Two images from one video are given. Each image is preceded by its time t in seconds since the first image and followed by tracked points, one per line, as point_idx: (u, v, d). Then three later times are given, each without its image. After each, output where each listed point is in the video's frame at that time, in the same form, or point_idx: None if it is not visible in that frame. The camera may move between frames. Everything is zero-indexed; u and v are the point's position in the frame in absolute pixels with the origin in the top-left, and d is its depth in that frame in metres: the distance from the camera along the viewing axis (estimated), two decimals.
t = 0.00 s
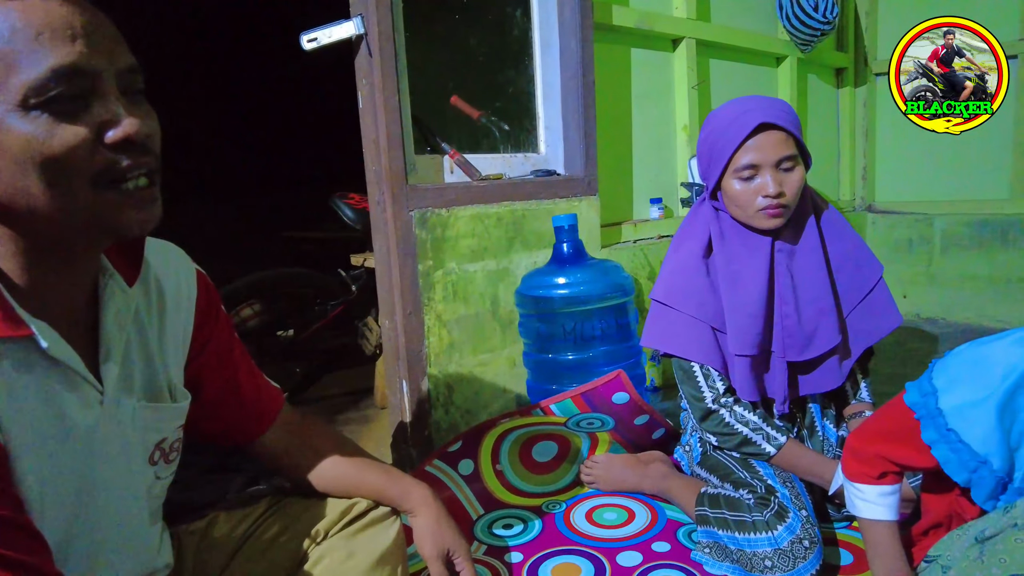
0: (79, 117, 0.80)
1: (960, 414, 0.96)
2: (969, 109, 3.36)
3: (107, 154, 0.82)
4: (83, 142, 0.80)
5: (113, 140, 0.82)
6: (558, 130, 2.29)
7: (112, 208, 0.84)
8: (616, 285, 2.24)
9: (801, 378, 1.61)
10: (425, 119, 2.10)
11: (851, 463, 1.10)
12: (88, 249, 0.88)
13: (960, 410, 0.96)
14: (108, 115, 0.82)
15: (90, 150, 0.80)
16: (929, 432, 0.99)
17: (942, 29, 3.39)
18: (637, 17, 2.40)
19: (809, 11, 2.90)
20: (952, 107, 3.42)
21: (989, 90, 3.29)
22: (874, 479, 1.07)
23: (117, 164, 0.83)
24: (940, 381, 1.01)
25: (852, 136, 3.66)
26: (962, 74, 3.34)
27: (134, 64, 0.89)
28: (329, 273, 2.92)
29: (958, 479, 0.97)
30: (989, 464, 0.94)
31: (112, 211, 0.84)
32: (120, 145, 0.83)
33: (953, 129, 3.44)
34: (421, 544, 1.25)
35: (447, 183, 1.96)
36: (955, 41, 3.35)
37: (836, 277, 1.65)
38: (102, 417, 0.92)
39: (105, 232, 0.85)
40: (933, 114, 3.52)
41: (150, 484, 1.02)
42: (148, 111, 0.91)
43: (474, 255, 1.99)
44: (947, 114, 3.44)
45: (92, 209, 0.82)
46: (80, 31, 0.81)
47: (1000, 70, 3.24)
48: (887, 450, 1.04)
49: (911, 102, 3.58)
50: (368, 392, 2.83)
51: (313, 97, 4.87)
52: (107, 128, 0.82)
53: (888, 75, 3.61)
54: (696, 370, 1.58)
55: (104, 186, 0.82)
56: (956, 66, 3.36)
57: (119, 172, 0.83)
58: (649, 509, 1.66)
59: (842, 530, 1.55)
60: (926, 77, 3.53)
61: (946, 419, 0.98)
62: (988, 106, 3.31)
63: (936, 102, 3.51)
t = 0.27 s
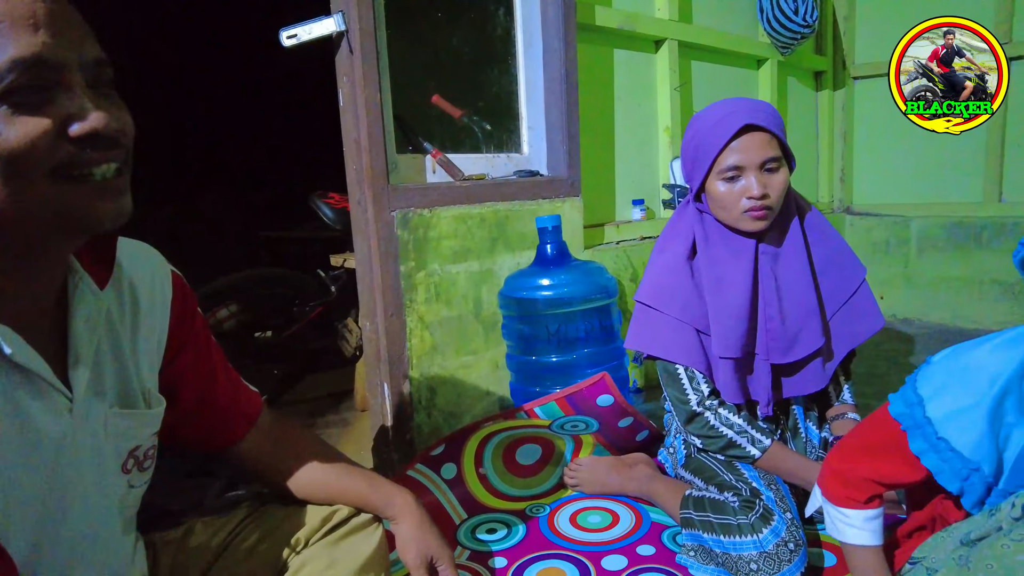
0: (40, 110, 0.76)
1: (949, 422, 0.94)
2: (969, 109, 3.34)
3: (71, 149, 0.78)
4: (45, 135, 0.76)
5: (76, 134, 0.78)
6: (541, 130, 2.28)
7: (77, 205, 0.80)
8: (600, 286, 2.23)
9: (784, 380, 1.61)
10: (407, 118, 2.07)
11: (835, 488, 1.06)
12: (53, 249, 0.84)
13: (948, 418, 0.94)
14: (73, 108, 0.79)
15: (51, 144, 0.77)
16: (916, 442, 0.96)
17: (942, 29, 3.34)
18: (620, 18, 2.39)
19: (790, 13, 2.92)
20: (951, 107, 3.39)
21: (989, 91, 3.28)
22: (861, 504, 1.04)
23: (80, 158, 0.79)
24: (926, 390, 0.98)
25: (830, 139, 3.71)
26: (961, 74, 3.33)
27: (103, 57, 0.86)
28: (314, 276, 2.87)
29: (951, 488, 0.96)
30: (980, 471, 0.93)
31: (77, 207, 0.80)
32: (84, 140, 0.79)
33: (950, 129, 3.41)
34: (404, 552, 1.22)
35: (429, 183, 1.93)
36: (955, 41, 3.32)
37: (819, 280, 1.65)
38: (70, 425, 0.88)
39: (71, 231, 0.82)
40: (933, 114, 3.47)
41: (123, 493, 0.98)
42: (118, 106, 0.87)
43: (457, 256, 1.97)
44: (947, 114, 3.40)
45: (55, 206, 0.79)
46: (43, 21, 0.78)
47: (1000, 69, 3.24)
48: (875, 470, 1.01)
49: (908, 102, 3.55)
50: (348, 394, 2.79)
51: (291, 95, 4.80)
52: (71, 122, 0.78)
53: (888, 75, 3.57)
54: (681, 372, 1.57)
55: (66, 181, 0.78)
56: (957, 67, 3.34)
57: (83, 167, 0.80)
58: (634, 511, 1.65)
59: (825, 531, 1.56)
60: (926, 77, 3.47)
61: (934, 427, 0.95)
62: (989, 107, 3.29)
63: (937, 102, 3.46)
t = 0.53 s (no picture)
0: (5, 109, 0.74)
1: (929, 431, 0.94)
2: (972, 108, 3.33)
3: (36, 150, 0.76)
4: (8, 135, 0.74)
5: (41, 134, 0.76)
6: (521, 131, 2.27)
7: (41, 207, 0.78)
8: (579, 288, 2.23)
9: (765, 379, 1.62)
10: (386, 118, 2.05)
11: (815, 516, 1.03)
12: (17, 251, 0.82)
13: (927, 427, 0.94)
14: (38, 107, 0.76)
15: (15, 145, 0.74)
16: (892, 451, 0.96)
17: (946, 28, 3.33)
18: (601, 21, 2.40)
19: (769, 18, 2.98)
20: (952, 107, 3.37)
21: (990, 89, 3.29)
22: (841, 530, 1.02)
23: (44, 160, 0.77)
24: (902, 399, 0.98)
25: (807, 143, 3.77)
26: (967, 72, 3.32)
27: (70, 55, 0.83)
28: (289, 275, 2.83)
29: (929, 495, 0.97)
30: (957, 476, 0.95)
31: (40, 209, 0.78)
32: (48, 141, 0.77)
33: (952, 129, 3.39)
34: (382, 558, 1.22)
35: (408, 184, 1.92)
36: (959, 41, 3.32)
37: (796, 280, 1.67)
38: (36, 433, 0.87)
39: (37, 234, 0.80)
40: (933, 114, 3.44)
41: (93, 500, 0.96)
42: (88, 105, 0.85)
43: (436, 258, 1.96)
44: (947, 114, 3.38)
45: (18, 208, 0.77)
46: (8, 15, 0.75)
47: (1001, 68, 3.25)
48: (853, 492, 0.99)
49: (913, 102, 3.50)
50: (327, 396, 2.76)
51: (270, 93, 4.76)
52: (36, 122, 0.76)
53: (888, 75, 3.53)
54: (659, 375, 1.57)
55: (30, 183, 0.76)
56: (962, 65, 3.33)
57: (48, 168, 0.78)
58: (613, 513, 1.66)
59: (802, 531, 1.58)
60: (929, 77, 3.45)
61: (912, 436, 0.95)
62: (989, 105, 3.30)
63: (937, 102, 3.44)
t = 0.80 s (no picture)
0: None
1: (875, 456, 0.97)
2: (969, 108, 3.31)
3: None
4: None
5: None
6: (489, 131, 2.27)
7: None
8: (546, 289, 2.23)
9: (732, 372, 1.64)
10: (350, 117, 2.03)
11: (787, 536, 1.07)
12: None
13: (873, 452, 0.98)
14: None
15: None
16: (848, 479, 1.00)
17: (940, 28, 3.30)
18: (568, 22, 2.41)
19: (733, 22, 3.04)
20: (952, 107, 3.35)
21: (989, 89, 3.25)
22: (809, 551, 1.06)
23: None
24: (850, 427, 1.02)
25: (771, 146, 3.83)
26: (963, 72, 3.29)
27: (18, 47, 0.80)
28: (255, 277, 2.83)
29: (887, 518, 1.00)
30: (908, 495, 0.97)
31: None
32: None
33: (949, 128, 3.36)
34: (343, 560, 1.20)
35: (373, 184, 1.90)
36: (954, 40, 3.29)
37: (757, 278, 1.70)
38: None
39: None
40: (933, 114, 3.40)
41: (42, 506, 0.93)
42: (37, 99, 0.82)
43: (403, 258, 1.95)
44: (947, 114, 3.36)
45: None
46: None
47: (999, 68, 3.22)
48: (822, 517, 1.04)
49: (909, 101, 3.46)
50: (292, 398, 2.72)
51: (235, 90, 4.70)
52: None
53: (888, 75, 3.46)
54: (623, 375, 1.58)
55: None
56: (957, 64, 3.30)
57: None
58: (578, 512, 1.67)
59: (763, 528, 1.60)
60: (925, 76, 3.42)
61: (861, 461, 0.99)
62: (987, 105, 3.26)
63: (937, 102, 3.41)
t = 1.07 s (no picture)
0: None
1: (814, 458, 1.02)
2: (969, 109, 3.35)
3: None
4: None
5: None
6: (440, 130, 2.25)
7: None
8: (497, 290, 2.23)
9: (676, 369, 1.66)
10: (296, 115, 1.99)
11: (743, 548, 1.12)
12: None
13: (812, 455, 1.02)
14: None
15: None
16: (792, 483, 1.04)
17: (941, 30, 3.34)
18: (520, 24, 2.42)
19: (683, 28, 3.11)
20: (952, 107, 3.38)
21: (990, 90, 3.30)
22: (762, 559, 1.11)
23: None
24: (790, 432, 1.07)
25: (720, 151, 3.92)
26: (963, 73, 3.34)
27: None
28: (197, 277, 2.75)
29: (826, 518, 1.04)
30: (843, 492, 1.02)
31: None
32: None
33: (952, 129, 3.38)
34: (286, 567, 1.19)
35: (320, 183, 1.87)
36: (954, 41, 3.33)
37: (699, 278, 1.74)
38: None
39: None
40: (933, 114, 3.43)
41: None
42: None
43: (350, 258, 1.92)
44: (948, 114, 3.39)
45: None
46: None
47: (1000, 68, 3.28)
48: (773, 525, 1.09)
49: (910, 103, 3.47)
50: (237, 401, 2.65)
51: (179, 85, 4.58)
52: None
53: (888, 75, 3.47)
54: (570, 374, 1.60)
55: None
56: (956, 66, 3.35)
57: None
58: (526, 512, 1.67)
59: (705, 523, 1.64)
60: (926, 77, 3.43)
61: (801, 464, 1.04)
62: (988, 106, 3.31)
63: (936, 102, 3.43)
